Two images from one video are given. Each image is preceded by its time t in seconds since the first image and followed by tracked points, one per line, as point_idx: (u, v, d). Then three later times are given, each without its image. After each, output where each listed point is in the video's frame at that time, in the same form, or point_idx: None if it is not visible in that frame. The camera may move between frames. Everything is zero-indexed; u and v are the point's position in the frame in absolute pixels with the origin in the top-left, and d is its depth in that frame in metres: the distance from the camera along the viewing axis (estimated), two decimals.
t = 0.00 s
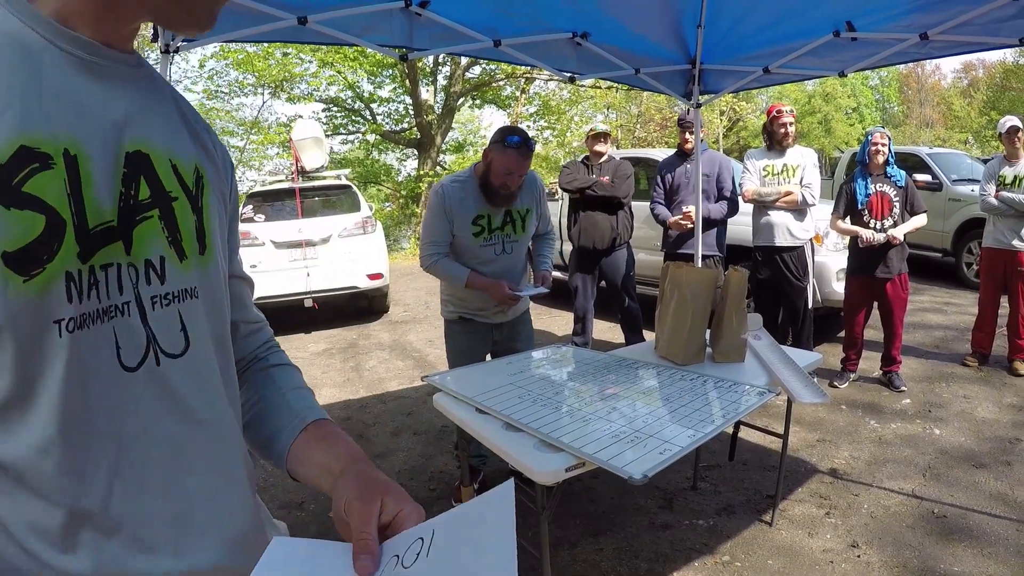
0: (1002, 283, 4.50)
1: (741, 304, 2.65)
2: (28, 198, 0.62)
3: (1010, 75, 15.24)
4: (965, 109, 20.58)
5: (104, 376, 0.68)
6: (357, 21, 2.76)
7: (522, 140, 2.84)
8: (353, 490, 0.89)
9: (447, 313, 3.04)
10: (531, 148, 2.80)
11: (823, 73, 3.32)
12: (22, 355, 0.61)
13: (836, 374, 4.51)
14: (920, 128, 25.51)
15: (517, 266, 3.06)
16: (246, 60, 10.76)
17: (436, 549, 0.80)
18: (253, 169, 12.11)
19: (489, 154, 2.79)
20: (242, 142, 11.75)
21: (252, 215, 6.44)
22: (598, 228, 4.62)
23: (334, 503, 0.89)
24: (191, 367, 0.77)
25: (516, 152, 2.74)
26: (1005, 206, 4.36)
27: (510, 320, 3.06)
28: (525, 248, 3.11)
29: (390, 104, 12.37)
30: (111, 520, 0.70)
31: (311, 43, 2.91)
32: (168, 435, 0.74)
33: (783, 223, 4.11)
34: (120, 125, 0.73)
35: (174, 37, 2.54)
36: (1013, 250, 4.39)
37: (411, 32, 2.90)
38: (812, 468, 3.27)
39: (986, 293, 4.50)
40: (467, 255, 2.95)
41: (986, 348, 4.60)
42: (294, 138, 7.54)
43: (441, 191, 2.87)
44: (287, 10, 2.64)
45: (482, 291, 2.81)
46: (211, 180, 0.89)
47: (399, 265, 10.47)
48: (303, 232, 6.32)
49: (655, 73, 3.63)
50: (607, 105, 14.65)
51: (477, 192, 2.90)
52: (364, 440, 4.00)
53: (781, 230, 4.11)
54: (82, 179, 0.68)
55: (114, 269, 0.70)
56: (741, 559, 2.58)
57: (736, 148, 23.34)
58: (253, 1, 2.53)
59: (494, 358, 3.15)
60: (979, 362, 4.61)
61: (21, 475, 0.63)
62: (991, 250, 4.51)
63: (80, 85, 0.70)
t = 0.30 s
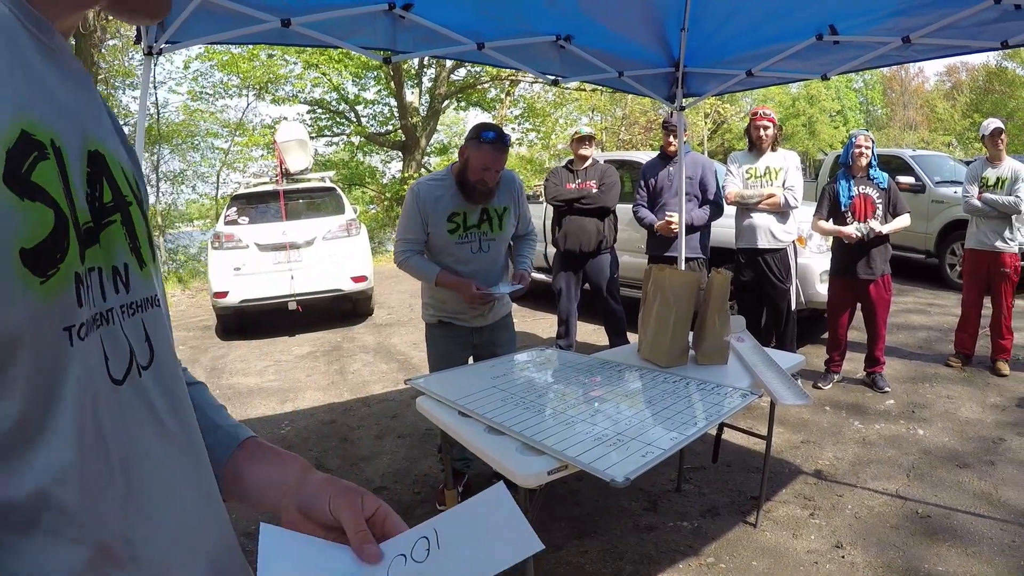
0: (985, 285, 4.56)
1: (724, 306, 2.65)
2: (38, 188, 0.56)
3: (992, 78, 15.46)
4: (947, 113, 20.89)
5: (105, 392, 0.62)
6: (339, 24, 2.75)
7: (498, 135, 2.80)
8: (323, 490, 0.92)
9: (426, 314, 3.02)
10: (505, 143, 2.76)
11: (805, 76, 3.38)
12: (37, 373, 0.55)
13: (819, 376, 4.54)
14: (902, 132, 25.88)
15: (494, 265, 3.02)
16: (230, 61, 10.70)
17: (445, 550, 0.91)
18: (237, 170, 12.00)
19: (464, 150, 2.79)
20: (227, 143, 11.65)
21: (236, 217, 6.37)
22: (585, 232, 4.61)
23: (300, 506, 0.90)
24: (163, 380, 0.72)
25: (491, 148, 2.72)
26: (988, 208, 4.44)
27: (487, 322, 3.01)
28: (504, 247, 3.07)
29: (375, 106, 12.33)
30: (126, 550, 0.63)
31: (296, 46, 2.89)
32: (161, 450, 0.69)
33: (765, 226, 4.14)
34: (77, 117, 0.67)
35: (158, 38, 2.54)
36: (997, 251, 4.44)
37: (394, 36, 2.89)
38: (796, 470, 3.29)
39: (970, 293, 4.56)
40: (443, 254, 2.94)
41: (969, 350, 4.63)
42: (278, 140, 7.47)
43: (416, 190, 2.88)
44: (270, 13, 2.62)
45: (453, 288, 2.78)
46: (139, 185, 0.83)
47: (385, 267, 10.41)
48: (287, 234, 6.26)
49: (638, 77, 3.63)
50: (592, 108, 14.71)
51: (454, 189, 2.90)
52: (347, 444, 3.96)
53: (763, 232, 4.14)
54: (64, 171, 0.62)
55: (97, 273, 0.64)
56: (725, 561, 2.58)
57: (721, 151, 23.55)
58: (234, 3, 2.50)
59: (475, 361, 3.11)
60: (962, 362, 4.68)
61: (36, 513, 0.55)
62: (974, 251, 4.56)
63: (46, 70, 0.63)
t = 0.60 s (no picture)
0: (974, 288, 4.59)
1: (713, 309, 2.64)
2: None
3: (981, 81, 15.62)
4: (936, 116, 21.10)
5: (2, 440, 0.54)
6: (329, 26, 2.71)
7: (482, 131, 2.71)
8: (209, 514, 0.84)
9: (412, 316, 3.01)
10: (489, 141, 2.71)
11: (795, 79, 3.41)
12: None
13: (809, 378, 4.56)
14: (891, 135, 26.12)
15: (479, 263, 2.99)
16: (220, 63, 10.98)
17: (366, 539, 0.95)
18: (227, 172, 11.95)
19: (448, 148, 2.76)
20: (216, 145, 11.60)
21: (226, 219, 6.33)
22: (575, 234, 4.59)
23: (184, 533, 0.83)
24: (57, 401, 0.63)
25: (474, 144, 2.68)
26: (977, 210, 4.44)
27: (473, 323, 2.98)
28: (490, 246, 3.04)
29: (366, 108, 12.33)
30: None
31: (287, 48, 2.84)
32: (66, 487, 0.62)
33: (754, 229, 4.16)
34: None
35: (148, 41, 2.49)
36: (987, 254, 4.48)
37: (384, 37, 2.86)
38: (785, 472, 3.30)
39: (959, 296, 4.60)
40: (427, 252, 2.94)
41: (959, 352, 4.72)
42: (268, 142, 7.43)
43: (402, 190, 2.89)
44: (259, 15, 2.58)
45: (434, 287, 2.77)
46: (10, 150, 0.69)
47: (376, 269, 10.37)
48: (277, 236, 6.21)
49: (629, 79, 3.64)
50: (583, 111, 14.77)
51: (440, 188, 2.89)
52: (336, 446, 3.93)
53: (752, 235, 4.15)
54: None
55: None
56: (714, 563, 2.57)
57: (711, 154, 23.72)
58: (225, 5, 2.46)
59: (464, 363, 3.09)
60: (951, 365, 4.74)
61: None
62: (963, 253, 4.59)
63: None
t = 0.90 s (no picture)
0: (964, 289, 4.63)
1: (703, 311, 2.64)
2: None
3: (972, 83, 15.77)
4: (928, 118, 21.29)
5: None
6: (319, 28, 2.70)
7: (469, 130, 2.70)
8: (127, 550, 0.98)
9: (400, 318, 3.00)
10: (474, 139, 2.69)
11: (784, 81, 3.40)
12: None
13: (800, 379, 4.59)
14: (881, 138, 26.32)
15: (466, 262, 2.97)
16: (211, 64, 10.83)
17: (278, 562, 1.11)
18: (218, 174, 11.88)
19: (434, 147, 2.75)
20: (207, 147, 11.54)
21: (217, 221, 6.28)
22: (564, 237, 4.59)
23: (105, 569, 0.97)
24: None
25: (461, 144, 2.66)
26: (967, 212, 4.46)
27: (459, 324, 2.95)
28: (478, 246, 3.02)
29: (357, 110, 12.30)
30: None
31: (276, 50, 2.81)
32: None
33: (744, 231, 4.17)
34: None
35: (138, 42, 2.40)
36: (976, 256, 4.51)
37: (373, 39, 2.84)
38: (776, 473, 3.31)
39: (949, 297, 4.64)
40: (415, 252, 2.93)
41: (949, 352, 4.76)
42: (259, 144, 7.35)
43: (389, 190, 2.88)
44: (249, 17, 2.55)
45: (419, 286, 2.75)
46: None
47: (368, 271, 10.33)
48: (268, 239, 6.17)
49: (618, 81, 3.64)
50: (574, 112, 14.80)
51: (427, 188, 2.89)
52: (327, 449, 3.90)
53: (742, 237, 4.17)
54: None
55: None
56: (704, 565, 2.57)
57: (703, 156, 23.85)
58: (216, 7, 2.42)
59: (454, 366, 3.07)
60: (942, 366, 4.78)
61: None
62: (953, 255, 4.64)
63: None
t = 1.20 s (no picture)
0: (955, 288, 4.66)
1: (692, 311, 2.64)
2: None
3: (964, 83, 15.97)
4: (918, 118, 21.50)
5: None
6: (307, 30, 2.68)
7: (458, 129, 2.70)
8: (130, 525, 0.96)
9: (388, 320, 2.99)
10: (461, 140, 2.67)
11: (772, 81, 3.41)
12: None
13: (791, 379, 4.61)
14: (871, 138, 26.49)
15: (454, 263, 2.95)
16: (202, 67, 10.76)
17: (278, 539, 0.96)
18: (209, 177, 11.77)
19: (423, 147, 2.73)
20: (199, 150, 11.45)
21: (208, 224, 6.25)
22: (554, 238, 4.59)
23: (111, 543, 0.95)
24: None
25: (451, 143, 2.64)
26: (956, 211, 4.51)
27: (447, 326, 2.93)
28: (466, 247, 2.99)
29: (348, 112, 12.25)
30: None
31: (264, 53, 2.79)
32: None
33: (734, 231, 4.19)
34: None
35: (125, 46, 2.42)
36: (967, 255, 4.55)
37: (362, 41, 2.82)
38: (767, 473, 3.32)
39: (940, 295, 4.68)
40: (403, 252, 2.91)
41: (940, 351, 4.80)
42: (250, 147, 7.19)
43: (378, 191, 2.87)
44: (236, 19, 2.53)
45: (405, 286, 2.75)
46: None
47: (360, 272, 10.28)
48: (259, 241, 6.13)
49: (607, 82, 3.64)
50: (566, 113, 14.83)
51: (415, 188, 2.87)
52: (319, 452, 3.87)
53: (732, 237, 4.19)
54: None
55: None
56: (696, 565, 2.57)
57: (694, 156, 23.98)
58: (202, 11, 2.42)
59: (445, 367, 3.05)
60: (933, 364, 4.82)
61: None
62: (944, 254, 4.67)
63: None
